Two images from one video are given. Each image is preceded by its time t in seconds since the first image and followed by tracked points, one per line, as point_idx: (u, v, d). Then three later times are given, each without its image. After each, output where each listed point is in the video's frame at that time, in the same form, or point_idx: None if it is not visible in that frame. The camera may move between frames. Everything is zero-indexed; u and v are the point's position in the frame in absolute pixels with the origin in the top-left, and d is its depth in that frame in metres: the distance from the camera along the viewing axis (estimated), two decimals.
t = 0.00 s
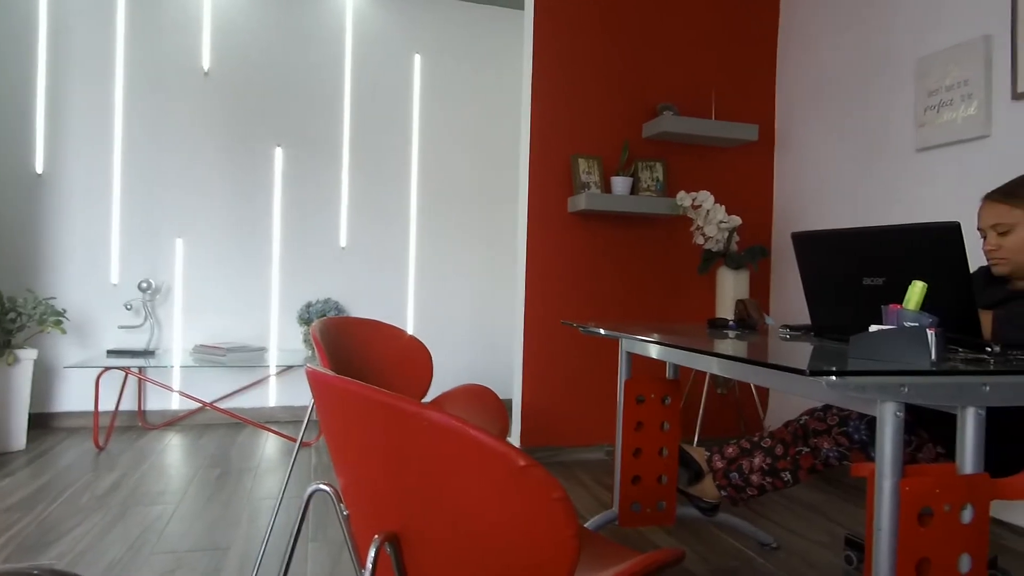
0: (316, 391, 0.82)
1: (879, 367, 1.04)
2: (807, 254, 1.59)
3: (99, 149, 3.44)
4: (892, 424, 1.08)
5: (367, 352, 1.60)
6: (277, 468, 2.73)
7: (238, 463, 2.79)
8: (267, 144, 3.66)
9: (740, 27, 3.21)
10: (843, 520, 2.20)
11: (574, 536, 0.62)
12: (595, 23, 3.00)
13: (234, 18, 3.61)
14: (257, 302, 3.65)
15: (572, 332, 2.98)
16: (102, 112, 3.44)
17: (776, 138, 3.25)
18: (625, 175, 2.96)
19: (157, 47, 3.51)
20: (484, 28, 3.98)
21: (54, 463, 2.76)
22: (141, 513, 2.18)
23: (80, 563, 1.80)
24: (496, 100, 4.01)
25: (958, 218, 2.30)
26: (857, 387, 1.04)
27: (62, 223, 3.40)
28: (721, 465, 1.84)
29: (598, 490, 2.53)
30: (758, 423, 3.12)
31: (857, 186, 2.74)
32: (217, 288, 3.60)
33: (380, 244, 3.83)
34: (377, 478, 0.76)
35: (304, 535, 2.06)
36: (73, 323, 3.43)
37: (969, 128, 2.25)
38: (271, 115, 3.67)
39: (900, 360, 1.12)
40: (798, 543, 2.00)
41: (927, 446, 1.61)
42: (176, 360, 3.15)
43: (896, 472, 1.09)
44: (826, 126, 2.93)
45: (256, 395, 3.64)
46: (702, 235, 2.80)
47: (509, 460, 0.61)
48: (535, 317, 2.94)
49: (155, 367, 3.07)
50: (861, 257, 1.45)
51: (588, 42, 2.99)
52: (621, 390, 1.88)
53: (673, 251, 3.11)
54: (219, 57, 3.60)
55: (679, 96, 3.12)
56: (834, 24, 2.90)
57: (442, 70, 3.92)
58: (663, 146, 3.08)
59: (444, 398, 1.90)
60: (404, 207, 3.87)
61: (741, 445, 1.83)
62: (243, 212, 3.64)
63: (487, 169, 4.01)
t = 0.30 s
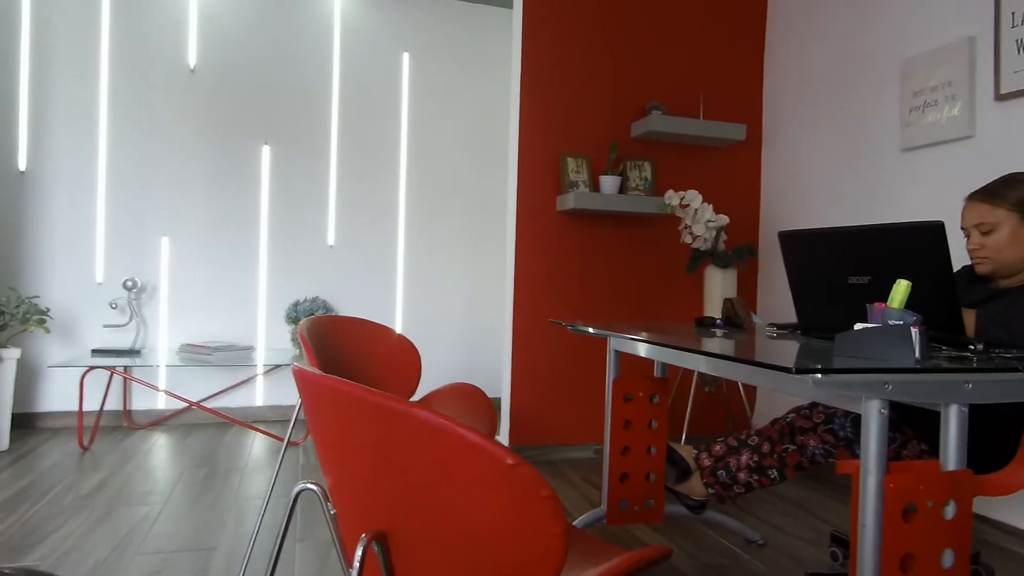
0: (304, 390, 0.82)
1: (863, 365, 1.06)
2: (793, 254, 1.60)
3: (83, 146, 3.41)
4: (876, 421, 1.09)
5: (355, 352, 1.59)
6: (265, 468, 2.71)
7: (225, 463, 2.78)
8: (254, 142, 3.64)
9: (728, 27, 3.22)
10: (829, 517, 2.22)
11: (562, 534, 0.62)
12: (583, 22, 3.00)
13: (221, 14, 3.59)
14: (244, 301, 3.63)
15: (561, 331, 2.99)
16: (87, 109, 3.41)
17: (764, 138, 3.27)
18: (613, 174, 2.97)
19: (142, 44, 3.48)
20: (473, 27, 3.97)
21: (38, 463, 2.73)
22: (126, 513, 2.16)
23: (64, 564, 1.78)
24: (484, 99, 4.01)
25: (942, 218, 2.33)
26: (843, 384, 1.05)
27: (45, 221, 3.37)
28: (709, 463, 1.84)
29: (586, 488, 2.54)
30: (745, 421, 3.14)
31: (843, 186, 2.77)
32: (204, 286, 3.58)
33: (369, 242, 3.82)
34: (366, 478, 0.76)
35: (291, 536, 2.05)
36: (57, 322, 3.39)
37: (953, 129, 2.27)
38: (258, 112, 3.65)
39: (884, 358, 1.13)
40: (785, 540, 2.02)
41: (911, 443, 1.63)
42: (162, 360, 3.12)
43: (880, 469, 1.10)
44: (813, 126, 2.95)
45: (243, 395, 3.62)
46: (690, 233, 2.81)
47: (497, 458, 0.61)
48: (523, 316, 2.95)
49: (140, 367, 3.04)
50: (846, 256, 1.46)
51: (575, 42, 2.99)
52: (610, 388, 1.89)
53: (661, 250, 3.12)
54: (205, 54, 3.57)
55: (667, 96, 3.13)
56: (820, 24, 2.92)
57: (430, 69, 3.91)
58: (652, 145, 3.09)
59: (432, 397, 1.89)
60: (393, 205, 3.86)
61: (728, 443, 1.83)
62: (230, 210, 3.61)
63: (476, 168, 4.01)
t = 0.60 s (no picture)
0: (290, 390, 0.81)
1: (847, 364, 1.06)
2: (779, 253, 1.60)
3: (66, 144, 3.37)
4: (860, 419, 1.10)
5: (342, 351, 1.59)
6: (251, 468, 2.70)
7: (211, 464, 2.76)
8: (240, 140, 3.61)
9: (715, 28, 3.24)
10: (814, 515, 2.24)
11: (549, 533, 0.62)
12: (572, 22, 3.00)
13: (206, 11, 3.56)
14: (230, 300, 3.61)
15: (549, 330, 2.99)
16: (70, 106, 3.37)
17: (751, 138, 3.29)
18: (601, 174, 2.98)
19: (127, 40, 3.45)
20: (461, 25, 3.97)
21: (20, 464, 2.70)
22: (111, 515, 2.14)
23: (47, 566, 1.76)
24: (472, 98, 4.00)
25: (925, 218, 2.36)
26: (827, 383, 1.06)
27: (28, 219, 3.33)
28: (696, 461, 1.84)
29: (574, 487, 2.54)
30: (732, 420, 3.17)
31: (828, 186, 2.79)
32: (189, 285, 3.55)
33: (356, 241, 3.81)
34: (352, 477, 0.75)
35: (278, 536, 2.05)
36: (40, 322, 3.35)
37: (937, 130, 2.30)
38: (244, 110, 3.62)
39: (869, 358, 1.15)
40: (771, 538, 2.03)
41: (895, 441, 1.64)
42: (147, 360, 3.09)
43: (864, 467, 1.11)
44: (799, 126, 2.97)
45: (229, 395, 3.59)
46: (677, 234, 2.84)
47: (484, 458, 0.61)
48: (512, 315, 2.95)
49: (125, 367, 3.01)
50: (830, 256, 1.48)
51: (563, 41, 2.99)
52: (597, 387, 1.89)
53: (649, 250, 3.14)
54: (190, 51, 3.54)
55: (655, 96, 3.14)
56: (806, 26, 2.95)
57: (418, 68, 3.90)
58: (639, 145, 3.10)
59: (419, 396, 1.89)
60: (381, 204, 3.85)
61: (715, 441, 1.83)
62: (216, 209, 3.59)
63: (465, 167, 4.00)
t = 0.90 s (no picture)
0: (276, 392, 0.81)
1: (833, 364, 1.07)
2: (765, 254, 1.61)
3: (49, 143, 3.33)
4: (845, 420, 1.11)
5: (327, 353, 1.57)
6: (237, 470, 2.68)
7: (197, 466, 2.73)
8: (226, 140, 3.59)
9: (702, 30, 3.26)
10: (800, 514, 2.26)
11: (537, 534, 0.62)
12: (559, 23, 3.01)
13: (191, 10, 3.53)
14: (216, 301, 3.58)
15: (537, 331, 3.00)
16: (52, 104, 3.33)
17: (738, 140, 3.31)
18: (589, 174, 2.98)
19: (111, 38, 3.41)
20: (449, 26, 3.96)
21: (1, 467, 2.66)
22: (94, 518, 2.12)
23: (29, 570, 1.74)
24: (460, 100, 4.00)
25: (909, 219, 2.38)
26: (813, 384, 1.07)
27: (9, 219, 3.29)
28: (683, 461, 1.85)
29: (562, 488, 2.54)
30: (719, 420, 3.18)
31: (814, 187, 2.81)
32: (174, 286, 3.52)
33: (344, 242, 3.79)
34: (339, 480, 0.75)
35: (264, 539, 2.03)
36: (22, 323, 3.31)
37: (921, 133, 2.32)
38: (231, 110, 3.60)
39: (854, 358, 1.16)
40: (757, 538, 2.04)
41: (880, 441, 1.65)
42: (131, 361, 3.06)
43: (849, 466, 1.12)
44: (785, 128, 2.99)
45: (215, 396, 3.57)
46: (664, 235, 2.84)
47: (473, 459, 0.61)
48: (500, 316, 2.94)
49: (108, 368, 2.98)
50: (816, 257, 1.49)
51: (552, 42, 3.00)
52: (585, 388, 1.90)
53: (637, 250, 3.14)
54: (176, 50, 3.51)
55: (643, 97, 3.15)
56: (792, 29, 2.97)
57: (406, 67, 3.89)
58: (628, 146, 3.11)
59: (407, 398, 1.89)
60: (368, 205, 3.83)
61: (702, 442, 1.84)
62: (201, 209, 3.56)
63: (454, 167, 4.00)
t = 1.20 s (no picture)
0: (260, 393, 0.80)
1: (816, 364, 1.08)
2: (750, 255, 1.62)
3: (29, 142, 3.30)
4: (829, 420, 1.12)
5: (313, 353, 1.56)
6: (221, 472, 2.66)
7: (180, 468, 2.71)
8: (210, 139, 3.56)
9: (688, 32, 3.28)
10: (785, 513, 2.27)
11: (522, 534, 0.63)
12: (546, 23, 3.01)
13: (174, 7, 3.49)
14: (200, 302, 3.55)
15: (524, 331, 3.00)
16: (33, 103, 3.29)
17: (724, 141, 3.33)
18: (576, 175, 2.99)
19: (92, 36, 3.38)
20: (435, 26, 3.95)
21: None
22: (74, 521, 2.09)
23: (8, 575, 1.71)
24: (446, 100, 3.99)
25: (891, 221, 2.41)
26: (797, 384, 1.07)
27: None
28: (669, 461, 1.86)
29: (548, 489, 2.54)
30: (704, 420, 3.20)
31: (798, 189, 2.84)
32: (157, 287, 3.48)
33: (329, 242, 3.77)
34: (324, 482, 0.74)
35: (248, 542, 2.01)
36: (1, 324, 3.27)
37: (903, 135, 2.35)
38: (214, 109, 3.57)
39: (837, 358, 1.17)
40: (742, 537, 2.05)
41: (863, 441, 1.66)
42: (113, 363, 3.02)
43: (833, 466, 1.13)
44: (770, 129, 3.01)
45: (199, 397, 3.54)
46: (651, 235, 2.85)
47: (458, 461, 0.61)
48: (486, 316, 2.94)
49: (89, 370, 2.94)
50: (800, 258, 1.50)
51: (539, 43, 3.00)
52: (572, 389, 1.91)
53: (624, 251, 3.15)
54: (158, 48, 3.48)
55: (630, 98, 3.16)
56: (777, 31, 2.99)
57: (393, 67, 3.88)
58: (614, 147, 3.12)
59: (391, 398, 1.87)
60: (354, 205, 3.82)
61: (687, 442, 1.85)
62: (184, 209, 3.53)
63: (441, 168, 3.99)
